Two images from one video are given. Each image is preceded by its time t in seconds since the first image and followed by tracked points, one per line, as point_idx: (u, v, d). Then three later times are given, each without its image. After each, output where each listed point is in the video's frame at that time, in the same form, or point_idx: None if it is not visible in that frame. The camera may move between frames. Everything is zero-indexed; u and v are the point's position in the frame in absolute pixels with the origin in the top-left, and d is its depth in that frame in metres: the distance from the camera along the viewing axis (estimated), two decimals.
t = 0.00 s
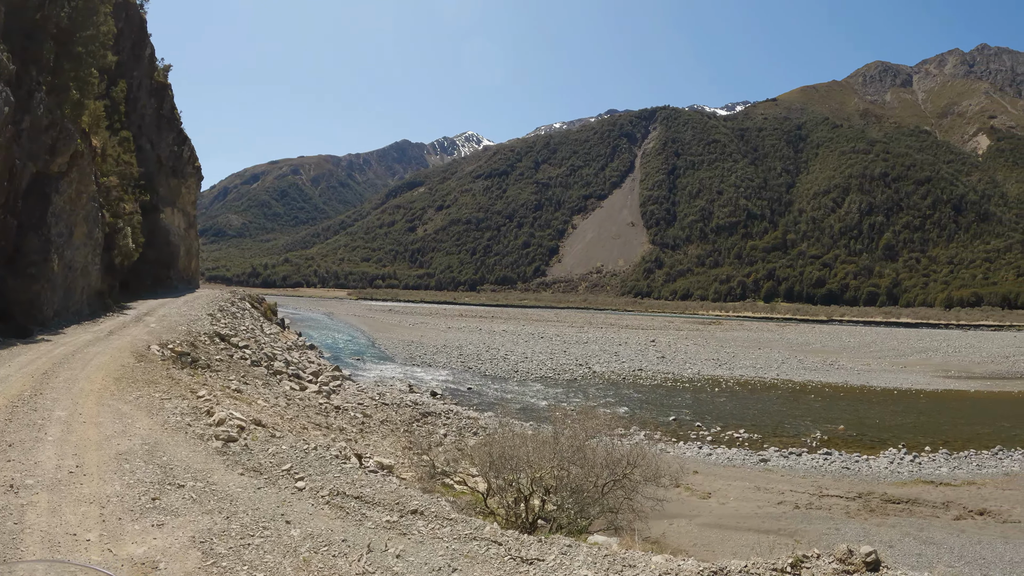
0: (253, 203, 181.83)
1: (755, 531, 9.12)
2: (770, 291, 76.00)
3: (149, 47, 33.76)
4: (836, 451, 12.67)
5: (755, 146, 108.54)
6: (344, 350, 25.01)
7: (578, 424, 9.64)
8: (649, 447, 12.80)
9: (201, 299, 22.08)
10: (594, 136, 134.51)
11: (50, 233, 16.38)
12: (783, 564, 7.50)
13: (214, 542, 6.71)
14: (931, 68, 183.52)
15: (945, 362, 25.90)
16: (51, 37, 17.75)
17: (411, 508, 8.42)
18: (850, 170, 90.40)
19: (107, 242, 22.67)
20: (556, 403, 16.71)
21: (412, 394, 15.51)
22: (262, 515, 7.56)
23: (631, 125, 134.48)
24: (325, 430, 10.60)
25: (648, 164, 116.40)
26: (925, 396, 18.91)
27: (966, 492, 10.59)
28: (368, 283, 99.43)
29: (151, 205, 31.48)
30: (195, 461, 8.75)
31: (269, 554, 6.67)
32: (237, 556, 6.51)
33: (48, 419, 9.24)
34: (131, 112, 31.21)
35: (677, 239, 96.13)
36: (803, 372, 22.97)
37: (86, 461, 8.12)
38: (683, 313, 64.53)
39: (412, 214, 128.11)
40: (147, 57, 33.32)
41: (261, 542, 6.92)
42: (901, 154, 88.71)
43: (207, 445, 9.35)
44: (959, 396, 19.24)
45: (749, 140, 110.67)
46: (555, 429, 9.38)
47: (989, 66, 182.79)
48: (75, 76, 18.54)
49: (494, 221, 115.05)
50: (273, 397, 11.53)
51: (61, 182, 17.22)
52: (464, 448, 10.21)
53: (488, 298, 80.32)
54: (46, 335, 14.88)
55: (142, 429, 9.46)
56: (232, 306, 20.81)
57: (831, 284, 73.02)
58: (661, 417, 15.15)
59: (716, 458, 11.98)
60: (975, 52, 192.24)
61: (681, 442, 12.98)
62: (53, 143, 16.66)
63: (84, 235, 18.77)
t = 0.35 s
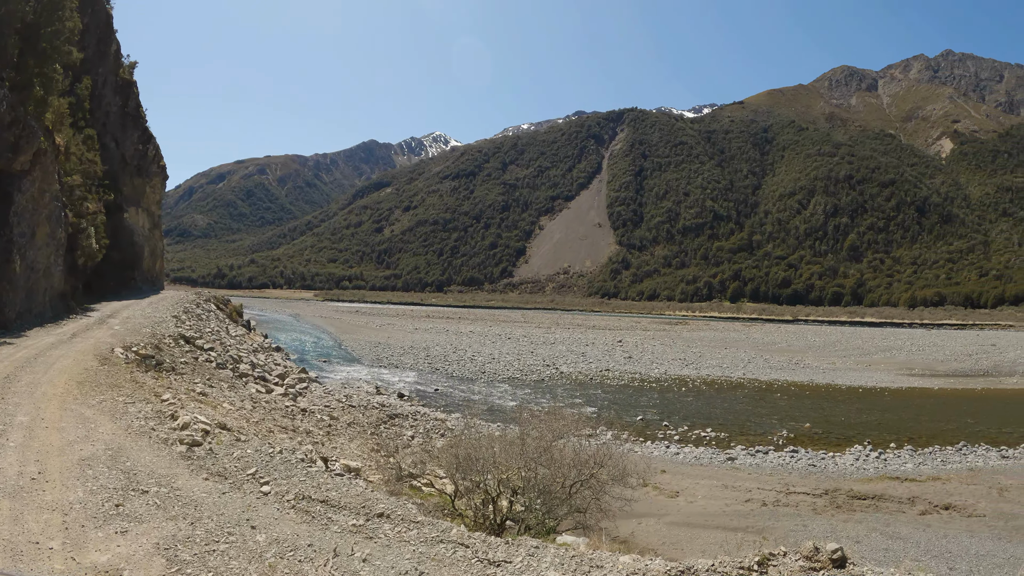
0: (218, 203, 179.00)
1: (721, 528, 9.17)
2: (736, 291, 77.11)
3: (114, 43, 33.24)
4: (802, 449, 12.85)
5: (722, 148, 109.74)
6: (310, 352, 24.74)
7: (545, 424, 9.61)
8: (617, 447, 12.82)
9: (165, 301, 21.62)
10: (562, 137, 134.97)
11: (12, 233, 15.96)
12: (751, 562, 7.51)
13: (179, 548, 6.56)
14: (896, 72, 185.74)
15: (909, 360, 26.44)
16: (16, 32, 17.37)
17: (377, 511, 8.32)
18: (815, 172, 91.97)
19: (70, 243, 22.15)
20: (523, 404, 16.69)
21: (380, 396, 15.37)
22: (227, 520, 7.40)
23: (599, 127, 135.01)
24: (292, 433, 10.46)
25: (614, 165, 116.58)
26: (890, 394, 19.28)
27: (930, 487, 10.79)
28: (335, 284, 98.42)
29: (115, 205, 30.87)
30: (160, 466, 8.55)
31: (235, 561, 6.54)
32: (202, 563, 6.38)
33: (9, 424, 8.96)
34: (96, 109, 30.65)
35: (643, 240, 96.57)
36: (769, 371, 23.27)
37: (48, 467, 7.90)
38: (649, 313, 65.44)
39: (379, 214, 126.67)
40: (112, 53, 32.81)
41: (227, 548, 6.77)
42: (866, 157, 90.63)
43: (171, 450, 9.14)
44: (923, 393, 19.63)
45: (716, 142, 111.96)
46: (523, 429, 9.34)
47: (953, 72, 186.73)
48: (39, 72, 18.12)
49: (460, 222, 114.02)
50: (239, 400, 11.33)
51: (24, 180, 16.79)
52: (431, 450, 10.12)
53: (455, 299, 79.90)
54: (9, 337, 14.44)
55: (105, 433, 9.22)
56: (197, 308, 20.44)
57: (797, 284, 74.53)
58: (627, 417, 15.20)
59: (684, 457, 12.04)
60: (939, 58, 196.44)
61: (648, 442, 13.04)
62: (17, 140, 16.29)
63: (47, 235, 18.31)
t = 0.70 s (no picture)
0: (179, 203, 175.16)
1: (684, 526, 9.22)
2: (698, 291, 77.77)
3: (77, 39, 32.72)
4: (764, 446, 13.05)
5: (684, 151, 111.41)
6: (272, 354, 24.44)
7: (507, 424, 9.59)
8: (581, 448, 12.83)
9: (124, 302, 21.16)
10: (526, 138, 135.32)
11: None
12: (713, 561, 7.53)
13: (137, 557, 6.40)
14: (857, 77, 190.19)
15: (870, 358, 26.99)
16: None
17: (338, 515, 8.21)
18: (777, 175, 93.36)
19: (28, 243, 21.61)
20: (486, 405, 16.68)
21: (344, 398, 15.24)
22: (187, 526, 7.22)
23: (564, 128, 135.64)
24: (253, 436, 10.31)
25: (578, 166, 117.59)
26: (850, 391, 19.69)
27: (893, 482, 11.00)
28: (297, 284, 97.10)
29: (74, 204, 30.30)
30: (118, 472, 8.31)
31: (193, 568, 6.39)
32: (160, 571, 6.22)
33: None
34: (54, 105, 30.12)
35: (606, 241, 96.92)
36: (732, 370, 23.60)
37: (1, 475, 7.63)
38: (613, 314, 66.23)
39: (342, 215, 124.60)
40: (74, 48, 32.30)
41: (186, 554, 6.62)
42: (827, 160, 92.40)
43: (129, 456, 8.90)
44: (881, 390, 20.10)
45: (679, 144, 113.41)
46: (487, 429, 9.32)
47: (913, 78, 191.13)
48: None
49: (423, 223, 112.51)
50: (200, 404, 11.12)
51: None
52: (394, 452, 10.03)
53: (417, 300, 79.45)
54: None
55: (62, 439, 8.96)
56: (158, 309, 20.06)
57: (758, 284, 75.48)
58: (591, 417, 15.26)
59: (648, 456, 12.12)
60: (900, 64, 201.22)
61: (612, 442, 13.10)
62: None
63: (4, 235, 17.81)
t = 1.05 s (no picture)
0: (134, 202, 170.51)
1: (644, 524, 9.26)
2: (658, 292, 78.95)
3: (33, 33, 31.81)
4: (723, 444, 13.18)
5: (643, 152, 112.69)
6: (229, 357, 24.05)
7: (466, 424, 9.52)
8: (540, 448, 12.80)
9: (77, 305, 20.55)
10: (486, 138, 134.61)
11: None
12: (673, 560, 7.50)
13: (92, 566, 6.21)
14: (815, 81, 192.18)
15: (827, 357, 27.48)
16: None
17: (296, 519, 8.10)
18: (735, 176, 95.85)
19: None
20: (446, 406, 16.60)
21: (302, 401, 15.02)
22: (142, 534, 7.02)
23: (523, 129, 135.73)
24: (211, 441, 10.10)
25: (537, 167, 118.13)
26: (807, 389, 20.08)
27: (850, 478, 11.15)
28: (255, 286, 95.18)
29: (28, 203, 29.48)
30: (71, 480, 8.06)
31: None
32: None
33: None
34: (10, 101, 29.24)
35: (566, 241, 97.52)
36: (691, 369, 23.85)
37: None
38: (572, 313, 67.60)
39: (299, 215, 120.80)
40: (30, 42, 31.44)
41: (141, 563, 6.43)
42: (784, 162, 95.34)
43: (83, 462, 8.62)
44: (836, 387, 20.62)
45: (638, 146, 114.87)
46: (445, 430, 9.24)
47: (870, 84, 195.58)
48: None
49: (382, 224, 110.81)
50: (156, 408, 10.84)
51: None
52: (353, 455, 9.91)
53: (377, 301, 78.77)
54: None
55: (13, 446, 8.63)
56: (113, 311, 19.57)
57: (716, 285, 76.82)
58: (551, 417, 15.28)
59: (608, 455, 12.17)
60: (858, 69, 206.16)
61: (572, 441, 13.12)
62: None
63: None
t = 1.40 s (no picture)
0: (87, 201, 165.52)
1: (602, 523, 9.31)
2: (614, 292, 80.42)
3: None
4: (681, 442, 13.31)
5: (601, 154, 116.48)
6: (183, 360, 23.70)
7: (424, 426, 9.48)
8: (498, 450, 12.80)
9: (26, 307, 19.98)
10: (444, 139, 133.74)
11: None
12: (629, 560, 7.55)
13: None
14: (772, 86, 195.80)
15: (783, 355, 27.98)
16: None
17: (253, 524, 7.97)
18: (693, 177, 99.63)
19: None
20: (403, 408, 16.54)
21: (260, 405, 14.81)
22: (93, 544, 6.82)
23: (480, 130, 136.57)
24: (165, 447, 9.89)
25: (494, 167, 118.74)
26: (764, 387, 20.43)
27: (806, 474, 11.33)
28: (210, 288, 93.05)
29: None
30: (20, 488, 7.77)
31: None
32: None
33: None
34: None
35: (523, 242, 98.45)
36: (647, 369, 24.07)
37: None
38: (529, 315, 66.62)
39: (255, 215, 117.62)
40: None
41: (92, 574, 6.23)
42: (740, 165, 99.70)
43: (33, 469, 8.32)
44: (792, 385, 21.03)
45: (596, 148, 118.89)
46: (401, 432, 9.17)
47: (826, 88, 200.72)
48: None
49: (339, 224, 109.26)
50: (109, 414, 10.57)
51: None
52: (309, 459, 9.79)
53: (333, 303, 78.09)
54: None
55: None
56: (64, 314, 19.09)
57: (672, 285, 78.70)
58: (510, 418, 15.31)
59: (566, 455, 12.23)
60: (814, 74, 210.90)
61: (529, 442, 13.16)
62: None
63: None
